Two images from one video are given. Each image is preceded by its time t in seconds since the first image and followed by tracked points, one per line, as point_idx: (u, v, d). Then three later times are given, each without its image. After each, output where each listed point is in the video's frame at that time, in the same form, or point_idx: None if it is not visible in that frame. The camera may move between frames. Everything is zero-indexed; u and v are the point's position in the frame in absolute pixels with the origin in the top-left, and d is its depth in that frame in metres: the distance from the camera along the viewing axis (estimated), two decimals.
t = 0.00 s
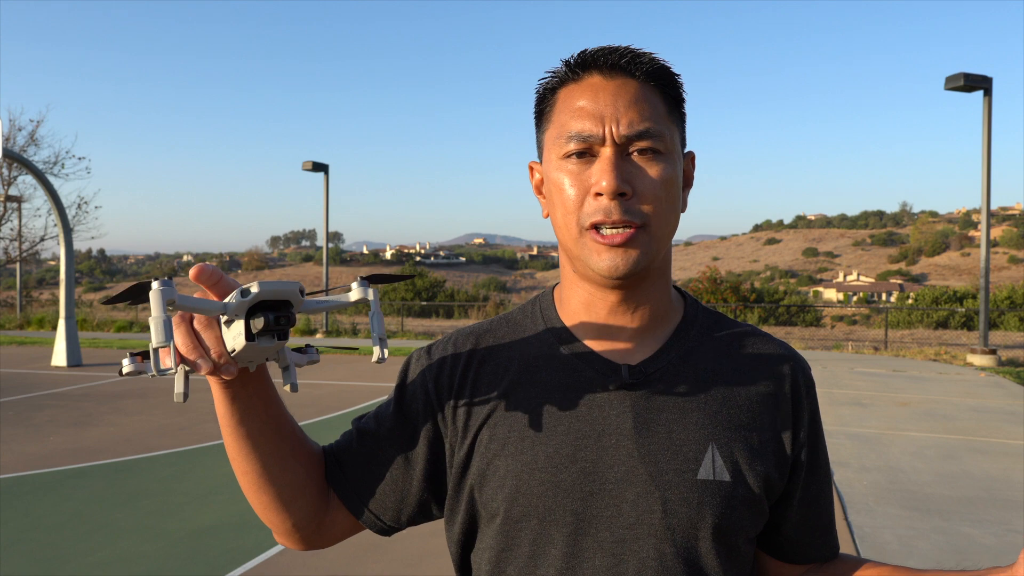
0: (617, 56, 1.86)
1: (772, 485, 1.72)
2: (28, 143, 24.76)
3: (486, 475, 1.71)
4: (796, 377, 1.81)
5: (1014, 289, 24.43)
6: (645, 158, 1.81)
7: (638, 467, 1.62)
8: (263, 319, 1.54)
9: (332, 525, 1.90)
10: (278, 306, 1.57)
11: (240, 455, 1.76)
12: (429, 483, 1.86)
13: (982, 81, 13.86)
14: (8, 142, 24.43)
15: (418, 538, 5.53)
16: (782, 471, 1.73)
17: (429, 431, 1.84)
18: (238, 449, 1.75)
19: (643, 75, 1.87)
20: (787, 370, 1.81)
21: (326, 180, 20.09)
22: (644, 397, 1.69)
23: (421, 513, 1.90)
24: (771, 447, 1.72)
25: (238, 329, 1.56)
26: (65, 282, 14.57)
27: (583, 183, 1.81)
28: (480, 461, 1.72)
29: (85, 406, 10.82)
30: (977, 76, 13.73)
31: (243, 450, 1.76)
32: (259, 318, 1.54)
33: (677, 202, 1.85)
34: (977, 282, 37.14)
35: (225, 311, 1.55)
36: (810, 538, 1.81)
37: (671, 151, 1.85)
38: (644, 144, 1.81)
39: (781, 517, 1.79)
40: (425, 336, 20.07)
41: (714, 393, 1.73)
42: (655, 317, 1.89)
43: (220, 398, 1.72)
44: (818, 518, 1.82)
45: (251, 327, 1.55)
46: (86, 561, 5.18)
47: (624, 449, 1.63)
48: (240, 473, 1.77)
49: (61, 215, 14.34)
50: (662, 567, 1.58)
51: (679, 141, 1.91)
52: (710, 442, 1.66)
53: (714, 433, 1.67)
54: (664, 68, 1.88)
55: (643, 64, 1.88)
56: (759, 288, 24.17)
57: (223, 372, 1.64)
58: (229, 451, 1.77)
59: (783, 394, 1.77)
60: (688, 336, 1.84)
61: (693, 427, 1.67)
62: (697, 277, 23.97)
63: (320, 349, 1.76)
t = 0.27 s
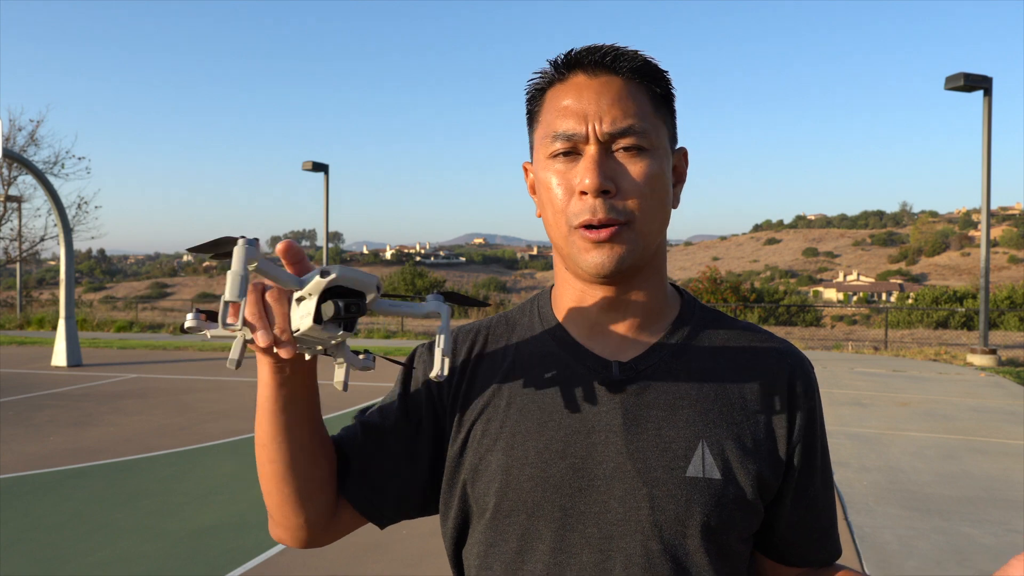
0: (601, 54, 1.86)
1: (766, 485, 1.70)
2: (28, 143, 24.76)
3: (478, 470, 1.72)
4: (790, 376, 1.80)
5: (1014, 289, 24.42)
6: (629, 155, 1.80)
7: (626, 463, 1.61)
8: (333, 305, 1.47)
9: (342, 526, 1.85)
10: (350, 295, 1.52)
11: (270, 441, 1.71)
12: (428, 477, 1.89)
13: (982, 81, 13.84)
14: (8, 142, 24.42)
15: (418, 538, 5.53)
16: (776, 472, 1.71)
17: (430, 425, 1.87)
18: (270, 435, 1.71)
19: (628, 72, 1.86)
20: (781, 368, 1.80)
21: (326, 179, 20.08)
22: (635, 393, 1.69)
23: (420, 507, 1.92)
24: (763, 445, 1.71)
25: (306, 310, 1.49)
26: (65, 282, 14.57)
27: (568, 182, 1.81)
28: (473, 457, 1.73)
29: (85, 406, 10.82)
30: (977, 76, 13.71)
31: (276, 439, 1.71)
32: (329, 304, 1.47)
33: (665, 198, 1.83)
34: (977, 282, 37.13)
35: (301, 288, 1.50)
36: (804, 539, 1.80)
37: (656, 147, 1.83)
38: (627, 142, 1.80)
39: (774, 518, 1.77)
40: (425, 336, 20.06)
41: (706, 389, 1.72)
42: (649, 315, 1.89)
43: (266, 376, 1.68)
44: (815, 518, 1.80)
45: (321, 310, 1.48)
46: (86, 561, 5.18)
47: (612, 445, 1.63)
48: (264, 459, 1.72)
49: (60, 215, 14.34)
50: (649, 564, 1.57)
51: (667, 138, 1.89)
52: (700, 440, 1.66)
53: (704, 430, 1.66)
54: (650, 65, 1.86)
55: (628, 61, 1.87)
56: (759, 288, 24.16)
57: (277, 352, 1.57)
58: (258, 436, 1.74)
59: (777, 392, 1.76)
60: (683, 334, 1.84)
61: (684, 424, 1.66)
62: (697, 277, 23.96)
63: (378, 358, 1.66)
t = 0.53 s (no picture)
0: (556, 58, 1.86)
1: (767, 483, 1.70)
2: (28, 143, 24.76)
3: (482, 462, 1.73)
4: (802, 376, 1.78)
5: (1014, 289, 24.44)
6: (572, 154, 1.77)
7: (630, 458, 1.62)
8: (379, 306, 1.49)
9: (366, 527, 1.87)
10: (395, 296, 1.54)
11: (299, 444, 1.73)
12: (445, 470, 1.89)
13: (982, 81, 13.85)
14: (8, 142, 24.42)
15: (418, 538, 5.53)
16: (780, 471, 1.71)
17: (442, 418, 1.89)
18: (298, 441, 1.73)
19: (586, 70, 1.84)
20: (791, 367, 1.78)
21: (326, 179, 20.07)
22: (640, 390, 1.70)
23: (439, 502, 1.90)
24: (768, 445, 1.70)
25: (351, 311, 1.50)
26: (66, 282, 14.57)
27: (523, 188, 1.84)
28: (479, 448, 1.74)
29: (86, 406, 10.82)
30: (977, 76, 13.72)
31: (308, 443, 1.73)
32: (376, 305, 1.49)
33: (622, 190, 1.77)
34: (977, 282, 37.15)
35: (349, 290, 1.51)
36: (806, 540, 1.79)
37: (605, 142, 1.77)
38: (567, 141, 1.78)
39: (776, 518, 1.77)
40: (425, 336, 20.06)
41: (711, 386, 1.72)
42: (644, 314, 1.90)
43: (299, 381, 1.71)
44: (818, 520, 1.79)
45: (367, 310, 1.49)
46: (86, 561, 5.18)
47: (616, 440, 1.64)
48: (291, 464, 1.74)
49: (60, 215, 14.34)
50: (648, 560, 1.57)
51: (628, 130, 1.81)
52: (705, 438, 1.65)
53: (710, 428, 1.66)
54: (606, 59, 1.81)
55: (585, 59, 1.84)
56: (759, 288, 24.16)
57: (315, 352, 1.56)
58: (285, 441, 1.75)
59: (786, 392, 1.74)
60: (690, 331, 1.84)
61: (689, 421, 1.66)
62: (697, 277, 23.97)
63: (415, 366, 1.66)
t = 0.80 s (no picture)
0: (600, 52, 1.83)
1: (776, 487, 1.65)
2: (28, 143, 24.76)
3: (492, 461, 1.72)
4: (813, 376, 1.71)
5: (1014, 289, 24.44)
6: (626, 150, 1.76)
7: (634, 460, 1.59)
8: (364, 292, 1.49)
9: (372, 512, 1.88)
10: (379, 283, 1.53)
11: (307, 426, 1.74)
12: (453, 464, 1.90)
13: (982, 81, 13.85)
14: (8, 142, 24.41)
15: (418, 538, 5.53)
16: (791, 476, 1.65)
17: (452, 413, 1.89)
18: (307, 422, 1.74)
19: (629, 67, 1.82)
20: (803, 369, 1.72)
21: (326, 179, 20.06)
22: (648, 391, 1.66)
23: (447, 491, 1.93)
24: (777, 450, 1.65)
25: (341, 295, 1.50)
26: (66, 282, 14.57)
27: (568, 180, 1.80)
28: (490, 446, 1.74)
29: (86, 406, 10.82)
30: (977, 76, 13.73)
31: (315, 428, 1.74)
32: (361, 289, 1.49)
33: (670, 190, 1.78)
34: (977, 282, 37.17)
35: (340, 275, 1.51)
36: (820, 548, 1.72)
37: (657, 141, 1.78)
38: (622, 136, 1.76)
39: (788, 525, 1.71)
40: (425, 336, 20.06)
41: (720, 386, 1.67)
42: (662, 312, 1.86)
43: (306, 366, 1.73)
44: (832, 527, 1.73)
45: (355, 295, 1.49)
46: (86, 561, 5.18)
47: (621, 441, 1.62)
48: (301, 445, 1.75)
49: (60, 215, 14.34)
50: (651, 563, 1.54)
51: (672, 130, 1.83)
52: (713, 440, 1.60)
53: (718, 432, 1.61)
54: (651, 59, 1.81)
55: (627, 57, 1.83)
56: (759, 288, 24.15)
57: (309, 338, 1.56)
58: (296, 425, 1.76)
59: (799, 394, 1.69)
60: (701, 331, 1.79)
61: (696, 422, 1.62)
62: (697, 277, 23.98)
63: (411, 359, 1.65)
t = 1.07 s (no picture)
0: (653, 50, 1.82)
1: (800, 488, 1.62)
2: (27, 143, 24.74)
3: (516, 462, 1.71)
4: (835, 374, 1.68)
5: (1014, 289, 24.44)
6: (684, 147, 1.76)
7: (655, 463, 1.58)
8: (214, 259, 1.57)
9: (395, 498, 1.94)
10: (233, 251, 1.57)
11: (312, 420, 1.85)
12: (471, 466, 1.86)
13: (982, 81, 13.85)
14: (8, 142, 24.39)
15: (418, 537, 5.53)
16: (816, 476, 1.63)
17: (470, 415, 1.84)
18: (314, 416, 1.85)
19: (676, 67, 1.83)
20: (827, 367, 1.68)
21: (326, 179, 20.06)
22: (669, 393, 1.64)
23: (470, 492, 1.90)
24: (802, 450, 1.62)
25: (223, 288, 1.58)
26: (66, 282, 14.56)
27: (624, 171, 1.77)
28: (514, 447, 1.72)
29: (86, 406, 10.82)
30: (977, 76, 13.72)
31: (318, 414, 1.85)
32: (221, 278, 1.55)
33: (716, 192, 1.81)
34: (978, 282, 37.18)
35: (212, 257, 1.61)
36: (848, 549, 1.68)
37: (710, 143, 1.80)
38: (681, 133, 1.76)
39: (813, 525, 1.68)
40: (425, 336, 20.08)
41: (740, 386, 1.65)
42: (697, 309, 1.80)
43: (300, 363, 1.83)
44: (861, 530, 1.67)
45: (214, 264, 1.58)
46: (87, 561, 5.18)
47: (642, 443, 1.60)
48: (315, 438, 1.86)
49: (60, 215, 14.32)
50: (674, 563, 1.54)
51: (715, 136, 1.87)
52: (734, 442, 1.59)
53: (740, 434, 1.60)
54: (700, 64, 1.84)
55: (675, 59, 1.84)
56: (759, 288, 24.15)
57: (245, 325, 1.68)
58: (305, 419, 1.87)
59: (821, 392, 1.66)
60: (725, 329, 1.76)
61: (717, 424, 1.61)
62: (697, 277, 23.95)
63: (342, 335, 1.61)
